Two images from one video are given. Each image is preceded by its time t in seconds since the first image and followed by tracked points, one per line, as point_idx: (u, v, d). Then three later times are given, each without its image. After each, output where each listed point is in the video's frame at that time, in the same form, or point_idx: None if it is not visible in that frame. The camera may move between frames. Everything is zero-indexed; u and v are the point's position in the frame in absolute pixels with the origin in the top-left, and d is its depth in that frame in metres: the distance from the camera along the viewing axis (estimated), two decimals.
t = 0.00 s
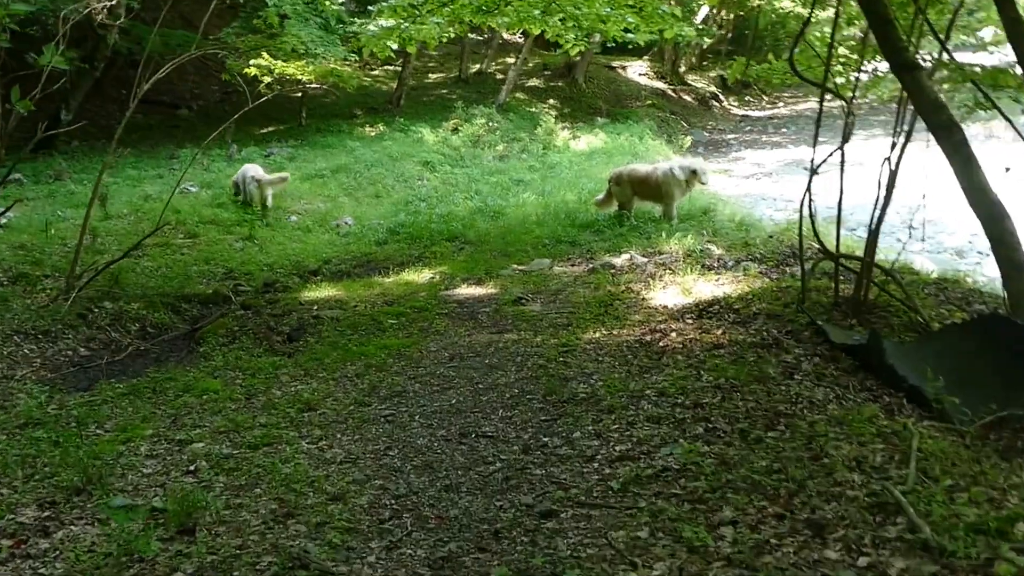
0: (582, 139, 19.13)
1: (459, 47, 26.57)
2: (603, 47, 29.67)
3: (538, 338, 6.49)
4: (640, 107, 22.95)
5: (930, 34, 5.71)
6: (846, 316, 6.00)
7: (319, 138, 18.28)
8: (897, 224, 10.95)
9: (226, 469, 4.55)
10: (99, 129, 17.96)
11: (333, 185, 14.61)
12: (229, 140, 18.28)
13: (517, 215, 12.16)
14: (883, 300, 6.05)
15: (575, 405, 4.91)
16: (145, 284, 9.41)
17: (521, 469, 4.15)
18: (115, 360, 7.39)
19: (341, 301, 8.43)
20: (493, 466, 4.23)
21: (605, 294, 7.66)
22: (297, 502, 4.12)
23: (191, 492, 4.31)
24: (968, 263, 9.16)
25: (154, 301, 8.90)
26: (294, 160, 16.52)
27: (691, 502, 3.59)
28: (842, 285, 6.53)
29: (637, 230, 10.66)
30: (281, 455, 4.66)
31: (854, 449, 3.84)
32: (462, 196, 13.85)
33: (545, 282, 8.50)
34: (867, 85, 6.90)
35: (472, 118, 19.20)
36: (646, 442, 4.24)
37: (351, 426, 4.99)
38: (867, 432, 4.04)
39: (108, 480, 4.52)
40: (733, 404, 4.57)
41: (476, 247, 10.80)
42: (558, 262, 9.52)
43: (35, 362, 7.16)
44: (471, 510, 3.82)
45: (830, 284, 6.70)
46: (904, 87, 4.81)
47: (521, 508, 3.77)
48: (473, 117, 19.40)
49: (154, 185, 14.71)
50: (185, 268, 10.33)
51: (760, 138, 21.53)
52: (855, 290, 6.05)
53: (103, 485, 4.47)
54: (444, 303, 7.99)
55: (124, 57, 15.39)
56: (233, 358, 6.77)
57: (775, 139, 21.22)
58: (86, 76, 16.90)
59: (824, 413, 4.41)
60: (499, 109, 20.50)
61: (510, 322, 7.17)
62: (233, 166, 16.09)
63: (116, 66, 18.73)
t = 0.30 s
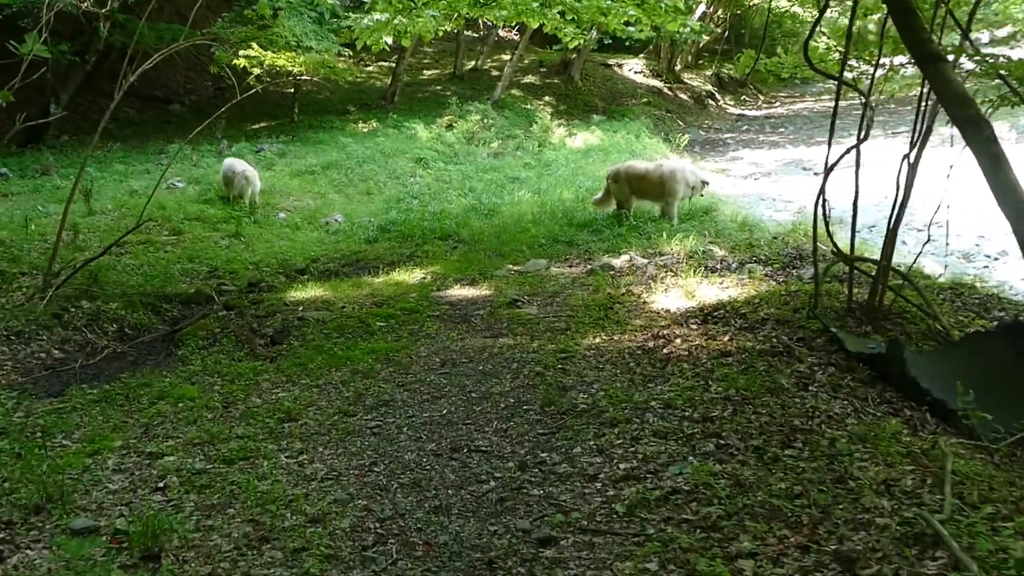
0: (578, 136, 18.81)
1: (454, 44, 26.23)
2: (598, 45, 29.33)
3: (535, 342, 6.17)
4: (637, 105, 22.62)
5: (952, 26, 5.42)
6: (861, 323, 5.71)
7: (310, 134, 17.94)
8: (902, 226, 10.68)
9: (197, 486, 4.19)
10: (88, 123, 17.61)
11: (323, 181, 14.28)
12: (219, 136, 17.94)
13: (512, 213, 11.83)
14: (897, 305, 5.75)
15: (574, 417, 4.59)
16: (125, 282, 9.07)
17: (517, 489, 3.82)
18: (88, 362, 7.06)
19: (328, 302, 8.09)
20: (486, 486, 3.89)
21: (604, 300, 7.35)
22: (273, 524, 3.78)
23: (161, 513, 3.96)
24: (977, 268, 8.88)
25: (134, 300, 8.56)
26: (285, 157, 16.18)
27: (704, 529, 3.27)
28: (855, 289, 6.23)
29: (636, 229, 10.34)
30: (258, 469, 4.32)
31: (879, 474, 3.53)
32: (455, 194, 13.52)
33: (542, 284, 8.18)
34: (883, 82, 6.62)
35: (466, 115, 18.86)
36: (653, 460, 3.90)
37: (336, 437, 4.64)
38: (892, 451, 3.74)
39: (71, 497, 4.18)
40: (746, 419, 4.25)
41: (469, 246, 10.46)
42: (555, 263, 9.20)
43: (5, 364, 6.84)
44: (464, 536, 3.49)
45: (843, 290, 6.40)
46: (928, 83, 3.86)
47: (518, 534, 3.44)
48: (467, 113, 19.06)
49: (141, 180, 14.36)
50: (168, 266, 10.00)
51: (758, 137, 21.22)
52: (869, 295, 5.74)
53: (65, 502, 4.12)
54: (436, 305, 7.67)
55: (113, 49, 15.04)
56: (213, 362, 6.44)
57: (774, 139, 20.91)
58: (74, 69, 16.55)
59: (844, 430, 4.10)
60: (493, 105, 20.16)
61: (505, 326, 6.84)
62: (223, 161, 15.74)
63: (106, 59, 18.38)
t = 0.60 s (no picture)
0: (575, 135, 18.49)
1: (451, 40, 25.88)
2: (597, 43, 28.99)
3: (532, 349, 5.87)
4: (636, 103, 22.32)
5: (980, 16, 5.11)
6: (880, 332, 5.48)
7: (302, 130, 17.60)
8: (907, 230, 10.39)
9: (167, 505, 3.85)
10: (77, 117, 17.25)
11: (314, 179, 13.95)
12: (209, 131, 17.60)
13: (508, 212, 11.51)
14: (917, 313, 5.45)
15: (575, 432, 4.27)
16: (105, 281, 8.74)
17: (514, 513, 3.49)
18: (63, 366, 6.73)
19: (316, 303, 7.77)
20: (479, 510, 3.56)
21: (605, 306, 7.06)
22: (247, 550, 3.45)
23: (126, 537, 3.61)
24: (989, 271, 8.59)
25: (114, 299, 8.22)
26: (276, 153, 15.86)
27: (721, 563, 2.95)
28: (870, 296, 5.92)
29: (637, 230, 10.03)
30: (234, 487, 3.98)
31: (911, 500, 3.22)
32: (450, 192, 13.20)
33: (540, 287, 7.86)
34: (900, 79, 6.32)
35: (462, 112, 18.54)
36: (662, 482, 3.58)
37: (318, 452, 4.31)
38: (924, 475, 3.42)
39: (28, 516, 3.82)
40: (762, 436, 3.93)
41: (463, 247, 10.14)
42: (553, 265, 8.89)
43: None
44: (454, 568, 3.16)
45: (857, 296, 6.09)
46: (961, 75, 3.30)
47: (514, 566, 3.12)
48: (463, 111, 18.73)
49: (128, 175, 14.02)
50: (151, 265, 9.66)
51: (758, 137, 20.92)
52: (889, 301, 5.51)
53: (21, 523, 3.76)
54: (428, 308, 7.35)
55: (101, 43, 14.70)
56: (193, 366, 6.11)
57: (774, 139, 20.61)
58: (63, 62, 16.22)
59: (868, 448, 3.79)
60: (490, 103, 19.82)
61: (501, 332, 6.52)
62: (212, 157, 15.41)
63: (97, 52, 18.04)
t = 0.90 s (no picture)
0: (578, 132, 18.18)
1: (452, 36, 25.54)
2: (599, 39, 28.63)
3: (533, 356, 5.57)
4: (639, 101, 21.99)
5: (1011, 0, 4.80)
6: (903, 336, 5.22)
7: (300, 126, 17.29)
8: (921, 229, 10.06)
9: (134, 527, 3.52)
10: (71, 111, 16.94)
11: (311, 175, 13.64)
12: (204, 127, 17.28)
13: (510, 210, 11.20)
14: (943, 318, 5.14)
15: (580, 448, 3.95)
16: (89, 279, 8.43)
17: (512, 541, 3.17)
18: (39, 368, 6.42)
19: (307, 304, 7.45)
20: (475, 538, 3.24)
21: (609, 309, 6.76)
22: None
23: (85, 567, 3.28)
24: (1007, 272, 8.27)
25: (97, 297, 7.91)
26: (272, 148, 15.55)
27: None
28: (893, 303, 5.60)
29: (642, 229, 9.72)
30: (209, 508, 3.65)
31: (953, 529, 2.89)
32: (449, 189, 12.88)
33: (540, 289, 7.55)
34: (920, 72, 6.02)
35: (463, 108, 18.23)
36: (676, 507, 3.25)
37: (302, 469, 3.98)
38: (965, 499, 3.09)
39: None
40: (783, 456, 3.61)
41: (462, 245, 9.81)
42: (555, 265, 8.57)
43: None
44: None
45: (877, 302, 5.77)
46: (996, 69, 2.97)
47: None
48: (464, 106, 18.42)
49: (120, 170, 13.71)
50: (137, 262, 9.35)
51: (763, 136, 20.61)
52: (911, 307, 5.24)
53: None
54: (425, 310, 7.04)
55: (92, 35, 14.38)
56: (175, 371, 5.79)
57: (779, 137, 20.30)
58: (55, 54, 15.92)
59: (898, 468, 3.47)
60: (491, 99, 19.49)
61: (500, 336, 6.21)
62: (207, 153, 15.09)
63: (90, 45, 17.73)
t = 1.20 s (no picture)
0: (582, 125, 17.85)
1: (454, 31, 25.19)
2: (603, 34, 28.27)
3: (536, 358, 5.25)
4: (643, 95, 21.66)
5: None
6: (931, 343, 4.90)
7: (300, 119, 16.97)
8: (937, 228, 9.74)
9: (97, 555, 3.20)
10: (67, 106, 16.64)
11: (309, 168, 13.32)
12: (202, 120, 16.96)
13: (513, 204, 10.87)
14: (974, 320, 4.82)
15: (587, 463, 3.63)
16: (77, 276, 8.12)
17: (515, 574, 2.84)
18: (17, 370, 6.10)
19: (300, 302, 7.13)
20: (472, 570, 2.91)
21: (615, 308, 6.42)
22: None
23: None
24: None
25: (83, 295, 7.59)
26: (270, 142, 15.23)
27: None
28: (918, 306, 5.29)
29: (649, 224, 9.40)
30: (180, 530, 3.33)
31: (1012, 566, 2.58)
32: (451, 182, 12.56)
33: (544, 287, 7.23)
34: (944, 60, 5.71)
35: (465, 101, 17.91)
36: (697, 535, 2.93)
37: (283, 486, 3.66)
38: (1021, 531, 2.78)
39: None
40: (811, 477, 3.29)
41: (463, 241, 9.48)
42: (559, 261, 8.24)
43: None
44: None
45: (901, 305, 5.46)
46: None
47: None
48: (466, 100, 18.08)
49: (115, 164, 13.40)
50: (127, 259, 9.04)
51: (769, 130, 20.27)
52: (939, 310, 4.92)
53: None
54: (423, 308, 6.72)
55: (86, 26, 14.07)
56: (158, 374, 5.47)
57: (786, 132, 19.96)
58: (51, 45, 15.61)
59: (941, 489, 3.16)
60: (494, 93, 19.16)
61: (502, 337, 5.89)
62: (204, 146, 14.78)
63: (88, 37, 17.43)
